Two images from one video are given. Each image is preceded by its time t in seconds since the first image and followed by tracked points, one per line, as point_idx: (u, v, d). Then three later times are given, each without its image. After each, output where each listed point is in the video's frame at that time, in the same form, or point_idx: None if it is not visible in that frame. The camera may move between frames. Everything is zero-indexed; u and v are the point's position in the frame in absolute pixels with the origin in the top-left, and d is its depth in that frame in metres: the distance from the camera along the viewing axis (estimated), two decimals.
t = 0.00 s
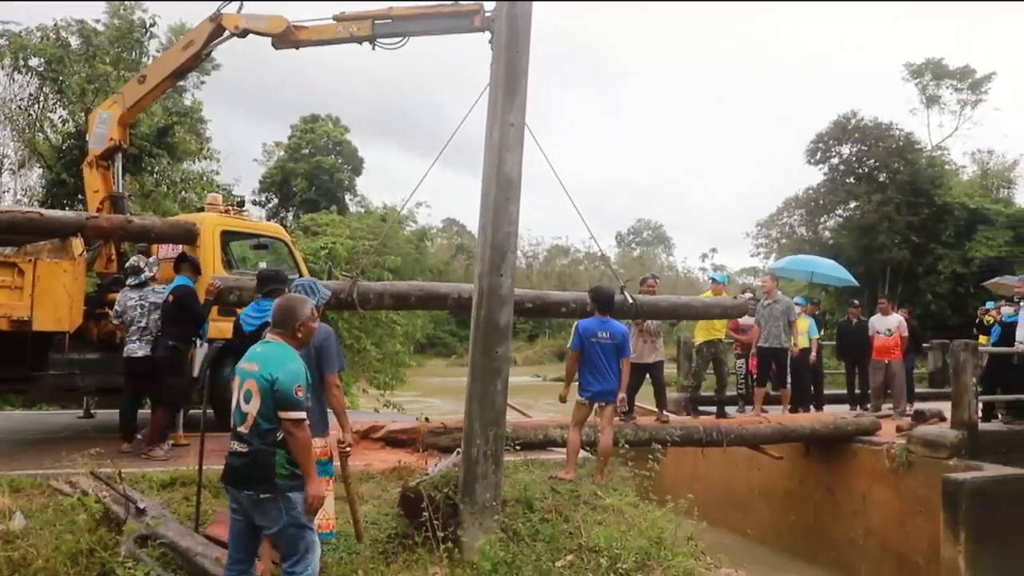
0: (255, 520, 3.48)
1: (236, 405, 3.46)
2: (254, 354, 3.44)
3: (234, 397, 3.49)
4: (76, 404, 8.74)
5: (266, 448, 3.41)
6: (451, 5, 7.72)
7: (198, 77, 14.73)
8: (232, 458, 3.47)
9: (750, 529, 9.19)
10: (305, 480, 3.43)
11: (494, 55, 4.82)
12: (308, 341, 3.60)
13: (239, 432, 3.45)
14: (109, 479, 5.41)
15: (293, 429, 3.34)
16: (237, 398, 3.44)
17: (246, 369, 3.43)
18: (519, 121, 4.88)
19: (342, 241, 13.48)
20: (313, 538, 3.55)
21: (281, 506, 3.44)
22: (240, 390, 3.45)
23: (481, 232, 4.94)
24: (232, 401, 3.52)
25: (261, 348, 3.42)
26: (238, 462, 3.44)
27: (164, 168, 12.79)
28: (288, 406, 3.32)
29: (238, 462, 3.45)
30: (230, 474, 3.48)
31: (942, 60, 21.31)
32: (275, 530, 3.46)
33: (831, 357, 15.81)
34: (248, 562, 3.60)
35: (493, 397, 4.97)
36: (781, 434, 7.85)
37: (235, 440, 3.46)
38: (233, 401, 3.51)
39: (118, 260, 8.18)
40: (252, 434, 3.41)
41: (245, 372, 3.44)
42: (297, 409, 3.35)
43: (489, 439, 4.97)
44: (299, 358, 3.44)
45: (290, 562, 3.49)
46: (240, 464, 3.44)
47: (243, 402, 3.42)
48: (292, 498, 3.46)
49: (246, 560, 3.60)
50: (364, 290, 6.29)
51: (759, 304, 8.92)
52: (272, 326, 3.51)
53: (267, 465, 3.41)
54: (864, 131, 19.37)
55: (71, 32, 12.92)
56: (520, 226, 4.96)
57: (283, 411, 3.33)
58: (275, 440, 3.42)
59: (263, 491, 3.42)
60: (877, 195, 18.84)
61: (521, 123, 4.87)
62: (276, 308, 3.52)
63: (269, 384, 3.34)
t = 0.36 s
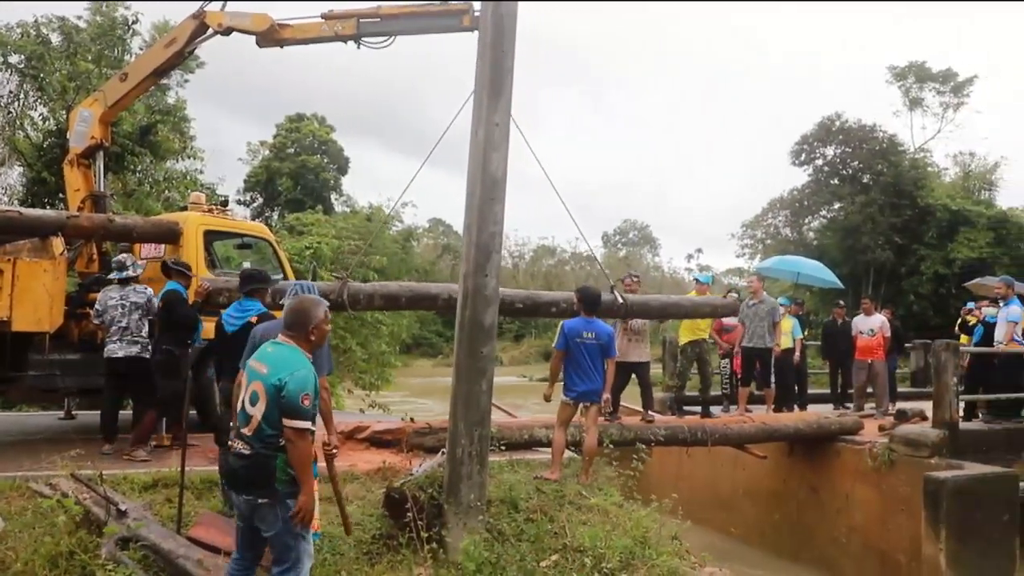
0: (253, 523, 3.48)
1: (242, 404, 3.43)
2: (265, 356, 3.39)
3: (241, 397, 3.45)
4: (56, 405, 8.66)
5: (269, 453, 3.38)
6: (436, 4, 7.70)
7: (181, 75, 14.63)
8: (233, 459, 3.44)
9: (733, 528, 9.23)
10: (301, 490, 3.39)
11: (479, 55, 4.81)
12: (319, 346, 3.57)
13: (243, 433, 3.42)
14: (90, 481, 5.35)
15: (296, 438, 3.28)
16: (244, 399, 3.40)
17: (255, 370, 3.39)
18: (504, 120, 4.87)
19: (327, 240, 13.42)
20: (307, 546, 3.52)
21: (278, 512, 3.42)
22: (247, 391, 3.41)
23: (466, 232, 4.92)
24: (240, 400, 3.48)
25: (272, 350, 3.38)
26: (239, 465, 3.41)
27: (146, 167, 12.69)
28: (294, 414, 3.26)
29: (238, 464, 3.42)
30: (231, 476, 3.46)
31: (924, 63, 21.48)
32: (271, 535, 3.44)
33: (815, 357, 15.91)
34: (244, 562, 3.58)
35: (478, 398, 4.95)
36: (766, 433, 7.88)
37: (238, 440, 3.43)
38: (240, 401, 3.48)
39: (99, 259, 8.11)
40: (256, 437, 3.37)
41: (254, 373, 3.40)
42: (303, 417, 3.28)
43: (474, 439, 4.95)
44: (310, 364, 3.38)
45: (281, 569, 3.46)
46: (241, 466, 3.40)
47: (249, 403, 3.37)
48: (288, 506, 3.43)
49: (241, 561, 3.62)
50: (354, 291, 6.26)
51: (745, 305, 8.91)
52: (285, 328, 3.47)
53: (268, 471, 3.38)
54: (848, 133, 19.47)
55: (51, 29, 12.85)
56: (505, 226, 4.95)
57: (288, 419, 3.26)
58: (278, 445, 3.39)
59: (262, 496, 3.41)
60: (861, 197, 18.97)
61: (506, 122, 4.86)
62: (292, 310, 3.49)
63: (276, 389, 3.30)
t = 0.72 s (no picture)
0: (247, 523, 3.46)
1: (237, 407, 3.41)
2: (261, 358, 3.36)
3: (237, 398, 3.42)
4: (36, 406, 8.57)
5: (266, 455, 3.36)
6: (420, 3, 7.68)
7: (164, 73, 14.51)
8: (230, 459, 3.43)
9: (716, 528, 9.27)
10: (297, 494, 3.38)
11: (464, 56, 4.80)
12: (315, 345, 3.53)
13: (239, 435, 3.40)
14: (69, 483, 5.30)
15: (293, 443, 3.25)
16: (240, 401, 3.37)
17: (251, 372, 3.36)
18: (488, 121, 4.86)
19: (311, 240, 13.36)
20: (297, 548, 3.52)
21: (272, 514, 3.40)
22: (242, 393, 3.38)
23: (450, 233, 4.91)
24: (235, 400, 3.45)
25: (268, 352, 3.35)
26: (236, 466, 3.39)
27: (128, 166, 12.58)
28: (291, 420, 3.22)
29: (235, 465, 3.41)
30: (227, 477, 3.44)
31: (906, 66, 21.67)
32: (265, 537, 3.43)
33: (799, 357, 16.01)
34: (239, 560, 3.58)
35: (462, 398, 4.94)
36: (749, 433, 7.91)
37: (235, 442, 3.42)
38: (235, 401, 3.45)
39: (79, 259, 8.03)
40: (252, 439, 3.35)
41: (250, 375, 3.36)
42: (300, 422, 3.24)
43: (458, 439, 4.92)
44: (307, 366, 3.34)
45: (270, 570, 3.46)
46: (236, 468, 3.39)
47: (245, 406, 3.35)
48: (284, 508, 3.42)
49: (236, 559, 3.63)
50: (341, 292, 6.24)
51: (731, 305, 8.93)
52: (282, 328, 3.43)
53: (264, 473, 3.36)
54: (831, 135, 19.59)
55: (32, 25, 12.69)
56: (489, 226, 4.94)
57: (285, 424, 3.23)
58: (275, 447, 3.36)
59: (258, 498, 3.39)
60: (844, 198, 19.11)
61: (491, 123, 4.85)
62: (289, 311, 3.45)
63: (273, 393, 3.26)
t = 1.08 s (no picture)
0: (240, 525, 3.46)
1: (225, 410, 3.41)
2: (246, 360, 3.34)
3: (223, 401, 3.41)
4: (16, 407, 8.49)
5: (256, 458, 3.35)
6: (405, 3, 7.66)
7: (147, 71, 14.40)
8: (221, 461, 3.43)
9: (701, 527, 9.30)
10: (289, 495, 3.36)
11: (449, 55, 4.80)
12: (301, 345, 3.51)
13: (228, 438, 3.40)
14: (50, 484, 5.25)
15: (280, 446, 3.23)
16: (226, 404, 3.37)
17: (236, 374, 3.34)
18: (474, 120, 4.86)
19: (296, 240, 13.31)
20: (288, 547, 3.50)
21: (265, 515, 3.38)
22: (229, 395, 3.37)
23: (435, 232, 4.91)
24: (221, 403, 3.45)
25: (252, 355, 3.33)
26: (225, 468, 3.39)
27: (111, 165, 12.48)
28: (277, 423, 3.20)
29: (226, 467, 3.40)
30: (219, 479, 3.44)
31: (890, 67, 21.85)
32: (256, 539, 3.41)
33: (783, 356, 16.10)
34: (237, 562, 3.57)
35: (447, 397, 4.93)
36: (735, 433, 7.93)
37: (224, 445, 3.41)
38: (222, 404, 3.44)
39: (60, 258, 7.95)
40: (241, 442, 3.35)
41: (235, 378, 3.35)
42: (286, 425, 3.22)
43: (443, 439, 4.91)
44: (292, 369, 3.31)
45: (252, 569, 3.42)
46: (227, 471, 3.38)
47: (232, 409, 3.35)
48: (276, 508, 3.40)
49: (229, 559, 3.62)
50: (327, 291, 6.21)
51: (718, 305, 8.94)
52: (266, 330, 3.41)
53: (254, 475, 3.35)
54: (816, 136, 19.72)
55: (13, 22, 12.56)
56: (475, 226, 4.94)
57: (271, 428, 3.22)
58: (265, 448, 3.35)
59: (249, 499, 3.37)
60: (828, 199, 19.23)
61: (476, 122, 4.85)
62: (271, 314, 3.42)
63: (259, 397, 3.25)
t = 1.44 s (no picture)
0: (223, 525, 3.43)
1: (209, 410, 3.39)
2: (230, 359, 3.32)
3: (207, 401, 3.39)
4: None
5: (240, 458, 3.33)
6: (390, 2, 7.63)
7: (130, 68, 14.29)
8: (205, 462, 3.40)
9: (685, 526, 9.34)
10: (274, 494, 3.34)
11: (434, 54, 4.79)
12: (285, 344, 3.50)
13: (212, 438, 3.38)
14: (30, 485, 5.19)
15: (266, 445, 3.21)
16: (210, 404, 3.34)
17: (221, 374, 3.32)
18: (458, 120, 4.85)
19: (281, 239, 13.24)
20: (271, 547, 3.48)
21: (248, 516, 3.36)
22: (213, 395, 3.35)
23: (420, 232, 4.89)
24: (205, 403, 3.42)
25: (237, 354, 3.31)
26: (209, 469, 3.36)
27: (93, 163, 12.38)
28: (262, 422, 3.19)
29: (209, 467, 3.38)
30: (202, 480, 3.41)
31: (873, 69, 22.00)
32: (239, 539, 3.39)
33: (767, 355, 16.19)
34: (219, 562, 3.54)
35: (432, 397, 4.91)
36: (719, 432, 7.96)
37: (209, 445, 3.39)
38: (206, 403, 3.42)
39: (41, 257, 7.87)
40: (225, 442, 3.33)
41: (219, 377, 3.32)
42: (272, 425, 3.21)
43: (428, 439, 4.90)
44: (277, 368, 3.30)
45: (234, 570, 3.39)
46: (210, 471, 3.36)
47: (216, 409, 3.33)
48: (260, 508, 3.39)
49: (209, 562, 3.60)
50: (312, 289, 6.19)
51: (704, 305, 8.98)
52: (250, 329, 3.38)
53: (239, 475, 3.33)
54: (801, 136, 19.82)
55: None
56: (459, 225, 4.93)
57: (257, 427, 3.20)
58: (249, 448, 3.33)
59: (233, 499, 3.35)
60: (812, 199, 19.34)
61: (461, 122, 4.84)
62: (255, 313, 3.39)
63: (244, 396, 3.23)
